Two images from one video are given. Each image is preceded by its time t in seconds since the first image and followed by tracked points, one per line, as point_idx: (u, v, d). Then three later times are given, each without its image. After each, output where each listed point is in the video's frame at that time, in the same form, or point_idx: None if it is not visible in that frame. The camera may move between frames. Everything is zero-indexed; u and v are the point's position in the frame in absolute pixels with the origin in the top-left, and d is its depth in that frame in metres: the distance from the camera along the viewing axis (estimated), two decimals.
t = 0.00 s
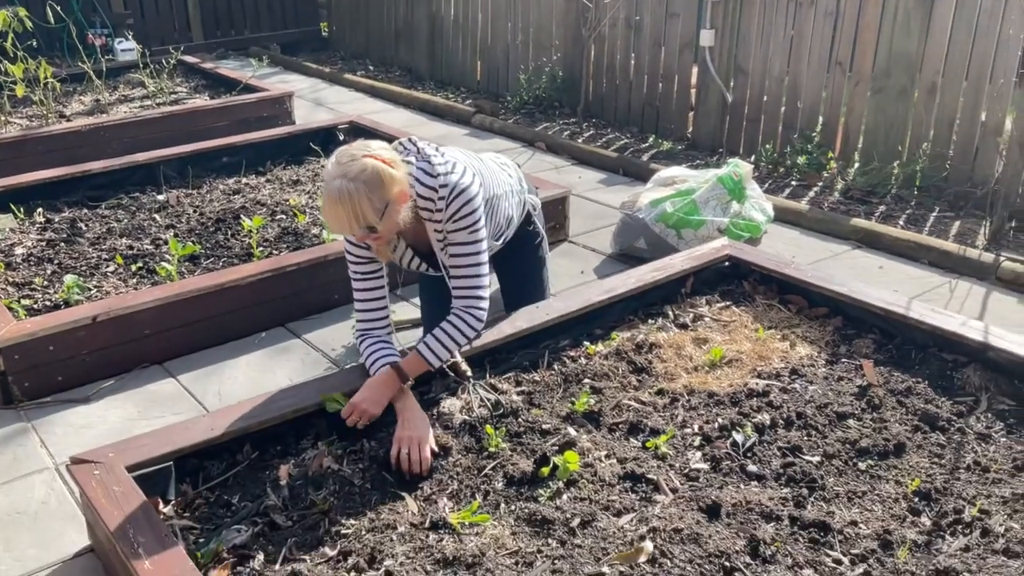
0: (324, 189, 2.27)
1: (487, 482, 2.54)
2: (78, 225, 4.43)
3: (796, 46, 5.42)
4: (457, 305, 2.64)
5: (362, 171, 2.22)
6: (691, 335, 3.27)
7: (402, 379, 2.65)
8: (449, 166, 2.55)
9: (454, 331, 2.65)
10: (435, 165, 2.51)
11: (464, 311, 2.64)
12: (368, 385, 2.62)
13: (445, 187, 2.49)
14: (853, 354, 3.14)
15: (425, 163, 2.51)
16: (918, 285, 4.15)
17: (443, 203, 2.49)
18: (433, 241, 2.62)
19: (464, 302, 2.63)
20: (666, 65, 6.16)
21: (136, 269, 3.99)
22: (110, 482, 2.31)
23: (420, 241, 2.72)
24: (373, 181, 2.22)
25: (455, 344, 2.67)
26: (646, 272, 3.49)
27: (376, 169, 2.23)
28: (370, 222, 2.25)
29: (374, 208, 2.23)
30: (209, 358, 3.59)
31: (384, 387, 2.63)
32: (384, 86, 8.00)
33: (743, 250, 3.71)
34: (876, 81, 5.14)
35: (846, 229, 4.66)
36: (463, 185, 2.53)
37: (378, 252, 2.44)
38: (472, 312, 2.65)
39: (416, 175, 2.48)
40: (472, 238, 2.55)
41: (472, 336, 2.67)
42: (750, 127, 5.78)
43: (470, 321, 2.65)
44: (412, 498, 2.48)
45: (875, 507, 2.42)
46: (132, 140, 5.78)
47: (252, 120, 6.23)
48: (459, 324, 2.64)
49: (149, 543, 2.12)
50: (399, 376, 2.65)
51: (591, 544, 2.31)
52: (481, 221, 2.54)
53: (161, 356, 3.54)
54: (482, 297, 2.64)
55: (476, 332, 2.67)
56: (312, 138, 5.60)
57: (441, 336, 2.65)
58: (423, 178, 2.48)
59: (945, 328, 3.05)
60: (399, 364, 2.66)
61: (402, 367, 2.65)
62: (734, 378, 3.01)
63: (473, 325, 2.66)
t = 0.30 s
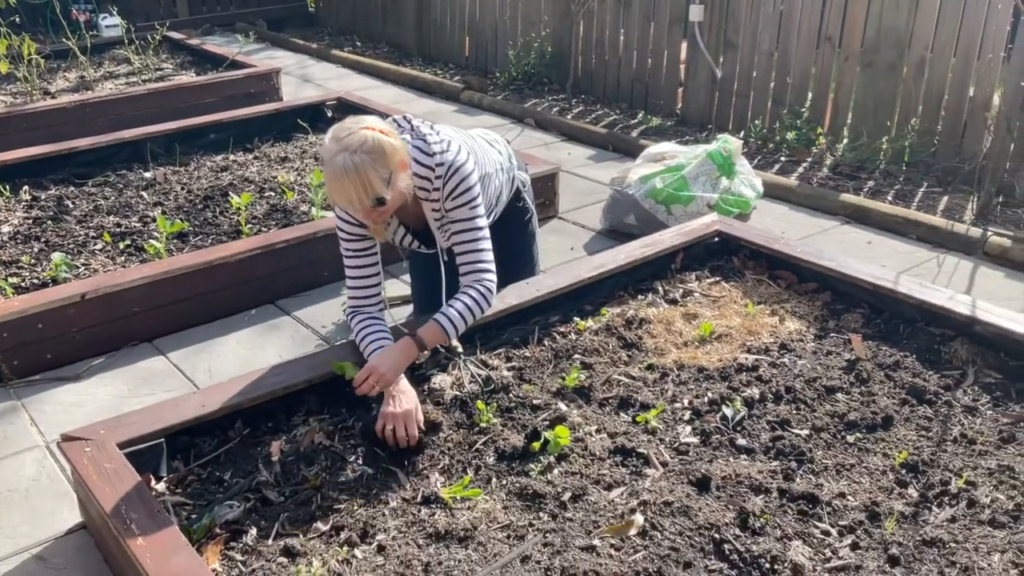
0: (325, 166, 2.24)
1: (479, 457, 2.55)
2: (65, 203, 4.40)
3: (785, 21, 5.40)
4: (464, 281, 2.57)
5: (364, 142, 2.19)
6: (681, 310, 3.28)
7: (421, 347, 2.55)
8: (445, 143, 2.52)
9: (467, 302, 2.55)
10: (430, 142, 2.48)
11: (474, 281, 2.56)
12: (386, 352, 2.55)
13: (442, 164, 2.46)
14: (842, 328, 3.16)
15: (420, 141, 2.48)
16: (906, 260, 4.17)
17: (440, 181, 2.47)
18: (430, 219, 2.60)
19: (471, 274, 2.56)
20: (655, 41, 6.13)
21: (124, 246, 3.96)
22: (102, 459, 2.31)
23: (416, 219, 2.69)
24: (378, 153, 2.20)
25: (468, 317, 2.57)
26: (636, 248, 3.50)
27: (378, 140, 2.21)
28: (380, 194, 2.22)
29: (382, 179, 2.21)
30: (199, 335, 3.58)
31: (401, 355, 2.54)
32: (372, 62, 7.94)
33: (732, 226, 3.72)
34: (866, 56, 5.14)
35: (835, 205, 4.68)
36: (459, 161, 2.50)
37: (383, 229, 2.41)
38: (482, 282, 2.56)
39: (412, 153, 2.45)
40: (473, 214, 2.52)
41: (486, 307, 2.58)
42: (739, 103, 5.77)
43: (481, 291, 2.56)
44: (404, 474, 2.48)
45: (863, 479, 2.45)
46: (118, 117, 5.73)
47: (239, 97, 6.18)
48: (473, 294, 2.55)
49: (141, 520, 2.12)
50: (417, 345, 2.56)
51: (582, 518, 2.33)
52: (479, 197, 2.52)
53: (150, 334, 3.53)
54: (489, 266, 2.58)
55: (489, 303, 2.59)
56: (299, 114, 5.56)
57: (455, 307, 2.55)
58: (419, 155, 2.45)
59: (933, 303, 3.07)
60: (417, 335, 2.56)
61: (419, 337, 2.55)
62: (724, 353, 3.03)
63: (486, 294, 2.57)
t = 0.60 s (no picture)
0: (317, 150, 2.22)
1: (471, 439, 2.55)
2: (54, 186, 4.37)
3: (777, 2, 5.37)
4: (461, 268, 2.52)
5: (356, 127, 2.17)
6: (673, 292, 3.28)
7: (433, 336, 2.49)
8: (436, 129, 2.51)
9: (467, 286, 2.49)
10: (421, 128, 2.47)
11: (471, 266, 2.50)
12: (400, 346, 2.45)
13: (433, 151, 2.45)
14: (833, 309, 3.17)
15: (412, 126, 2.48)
16: (897, 241, 4.18)
17: (431, 167, 2.46)
18: (421, 204, 2.60)
19: (467, 259, 2.51)
20: (646, 21, 6.10)
21: (113, 229, 3.94)
22: (93, 442, 2.31)
23: (407, 204, 2.68)
24: (370, 138, 2.18)
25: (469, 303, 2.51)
26: (628, 229, 3.49)
27: (371, 125, 2.19)
28: (372, 179, 2.20)
29: (374, 164, 2.19)
30: (190, 318, 3.57)
31: (415, 347, 2.45)
32: (362, 43, 7.89)
33: (724, 208, 3.71)
34: (857, 37, 5.12)
35: (827, 186, 4.68)
36: (450, 148, 2.49)
37: (374, 215, 2.39)
38: (480, 265, 2.51)
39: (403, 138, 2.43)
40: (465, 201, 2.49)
41: (486, 292, 2.53)
42: (731, 84, 5.75)
43: (480, 275, 2.50)
44: (396, 456, 2.49)
45: (853, 459, 2.46)
46: (106, 99, 5.68)
47: (228, 78, 6.13)
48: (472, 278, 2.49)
49: (133, 503, 2.12)
50: (429, 334, 2.48)
51: (574, 498, 2.34)
52: (471, 183, 2.51)
53: (141, 317, 3.52)
54: (486, 251, 2.53)
55: (489, 288, 2.53)
56: (289, 96, 5.52)
57: (457, 293, 2.49)
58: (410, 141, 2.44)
59: (923, 283, 3.08)
60: (426, 324, 2.49)
61: (431, 326, 2.48)
62: (715, 334, 3.04)
63: (485, 277, 2.51)
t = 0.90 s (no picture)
0: (318, 128, 2.19)
1: (463, 426, 2.56)
2: (44, 174, 4.35)
3: None
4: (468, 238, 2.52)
5: (358, 103, 2.15)
6: (665, 279, 3.28)
7: (444, 296, 2.49)
8: (434, 105, 2.51)
9: (477, 255, 2.49)
10: (419, 104, 2.47)
11: (478, 236, 2.50)
12: (412, 300, 2.46)
13: (432, 125, 2.45)
14: (824, 296, 3.18)
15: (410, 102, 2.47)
16: (889, 227, 4.18)
17: (432, 142, 2.46)
18: (424, 181, 2.59)
19: (474, 230, 2.50)
20: (639, 8, 6.08)
21: (104, 217, 3.92)
22: (84, 430, 2.30)
23: (409, 183, 2.67)
24: (372, 115, 2.16)
25: (478, 273, 2.51)
26: (620, 216, 3.49)
27: (372, 102, 2.17)
28: (375, 156, 2.18)
29: (376, 141, 2.17)
30: (181, 306, 3.56)
31: (427, 303, 2.47)
32: (354, 30, 7.84)
33: (716, 194, 3.71)
34: (850, 23, 5.11)
35: (820, 172, 4.68)
36: (450, 121, 2.49)
37: (377, 195, 2.37)
38: (487, 235, 2.51)
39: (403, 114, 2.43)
40: (468, 171, 2.49)
41: (495, 260, 2.52)
42: (724, 71, 5.73)
43: (488, 244, 2.50)
44: (388, 444, 2.48)
45: (844, 445, 2.47)
46: (96, 87, 5.65)
47: (219, 66, 6.10)
48: (480, 248, 2.49)
49: (124, 491, 2.12)
50: (440, 293, 2.49)
51: (566, 484, 2.34)
52: (473, 155, 2.50)
53: (132, 305, 3.51)
54: (493, 220, 2.52)
55: (499, 257, 2.53)
56: (281, 83, 5.49)
57: (467, 262, 2.49)
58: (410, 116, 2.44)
59: (915, 269, 3.08)
60: (437, 283, 2.48)
61: (442, 285, 2.48)
62: (707, 321, 3.04)
63: (493, 245, 2.51)
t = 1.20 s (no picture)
0: (310, 121, 2.18)
1: (458, 418, 2.55)
2: (37, 166, 4.33)
3: None
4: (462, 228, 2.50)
5: (350, 96, 2.14)
6: (660, 271, 3.27)
7: (443, 294, 2.45)
8: (426, 94, 2.51)
9: (472, 244, 2.47)
10: (412, 93, 2.47)
11: (472, 225, 2.48)
12: (411, 301, 2.42)
13: (425, 114, 2.46)
14: (819, 287, 3.18)
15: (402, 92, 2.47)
16: (885, 219, 4.18)
17: (426, 130, 2.46)
18: (418, 171, 2.59)
19: (468, 219, 2.49)
20: None
21: (97, 210, 3.91)
22: (77, 423, 2.30)
23: (405, 174, 2.66)
24: (363, 107, 2.15)
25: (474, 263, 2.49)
26: (615, 208, 3.48)
27: (363, 93, 2.16)
28: (368, 148, 2.17)
29: (368, 133, 2.16)
30: (176, 299, 3.55)
31: (426, 303, 2.42)
32: (349, 22, 7.81)
33: (711, 186, 3.71)
34: (845, 15, 5.10)
35: (815, 164, 4.68)
36: (442, 110, 2.49)
37: (371, 186, 2.37)
38: (482, 223, 2.49)
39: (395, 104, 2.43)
40: (462, 159, 2.49)
41: (490, 249, 2.50)
42: (719, 62, 5.71)
43: (483, 233, 2.48)
44: (382, 437, 2.48)
45: (838, 436, 2.47)
46: (90, 79, 5.63)
47: (213, 58, 6.07)
48: (474, 236, 2.47)
49: (118, 484, 2.12)
50: (439, 291, 2.45)
51: (561, 476, 2.34)
52: (467, 142, 2.50)
53: (126, 298, 3.50)
54: (487, 208, 2.50)
55: (493, 246, 2.51)
56: (275, 75, 5.47)
57: (462, 252, 2.47)
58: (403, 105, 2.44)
59: (909, 261, 3.09)
60: (436, 281, 2.44)
61: (441, 283, 2.44)
62: (702, 313, 3.04)
63: (487, 233, 2.49)
